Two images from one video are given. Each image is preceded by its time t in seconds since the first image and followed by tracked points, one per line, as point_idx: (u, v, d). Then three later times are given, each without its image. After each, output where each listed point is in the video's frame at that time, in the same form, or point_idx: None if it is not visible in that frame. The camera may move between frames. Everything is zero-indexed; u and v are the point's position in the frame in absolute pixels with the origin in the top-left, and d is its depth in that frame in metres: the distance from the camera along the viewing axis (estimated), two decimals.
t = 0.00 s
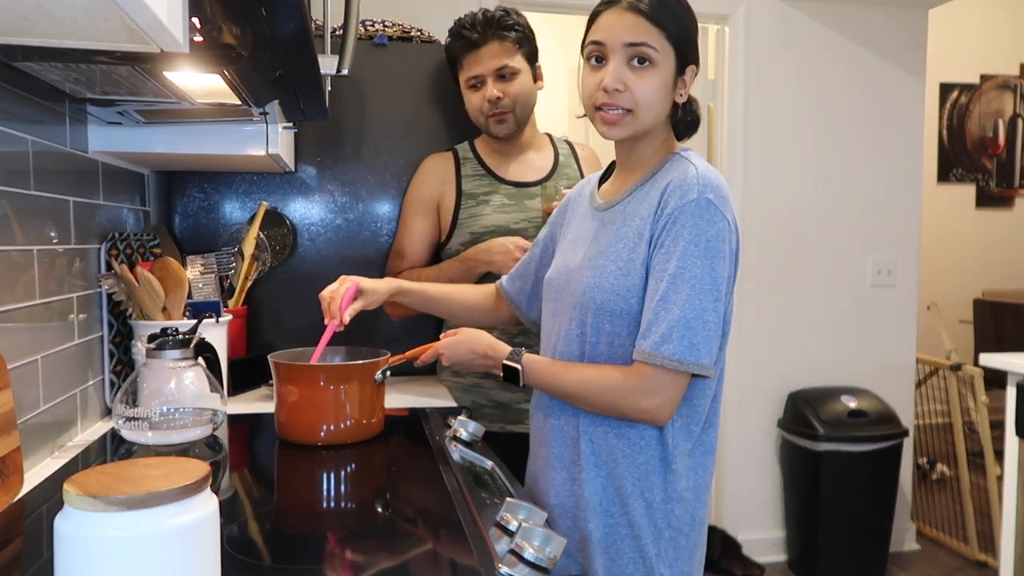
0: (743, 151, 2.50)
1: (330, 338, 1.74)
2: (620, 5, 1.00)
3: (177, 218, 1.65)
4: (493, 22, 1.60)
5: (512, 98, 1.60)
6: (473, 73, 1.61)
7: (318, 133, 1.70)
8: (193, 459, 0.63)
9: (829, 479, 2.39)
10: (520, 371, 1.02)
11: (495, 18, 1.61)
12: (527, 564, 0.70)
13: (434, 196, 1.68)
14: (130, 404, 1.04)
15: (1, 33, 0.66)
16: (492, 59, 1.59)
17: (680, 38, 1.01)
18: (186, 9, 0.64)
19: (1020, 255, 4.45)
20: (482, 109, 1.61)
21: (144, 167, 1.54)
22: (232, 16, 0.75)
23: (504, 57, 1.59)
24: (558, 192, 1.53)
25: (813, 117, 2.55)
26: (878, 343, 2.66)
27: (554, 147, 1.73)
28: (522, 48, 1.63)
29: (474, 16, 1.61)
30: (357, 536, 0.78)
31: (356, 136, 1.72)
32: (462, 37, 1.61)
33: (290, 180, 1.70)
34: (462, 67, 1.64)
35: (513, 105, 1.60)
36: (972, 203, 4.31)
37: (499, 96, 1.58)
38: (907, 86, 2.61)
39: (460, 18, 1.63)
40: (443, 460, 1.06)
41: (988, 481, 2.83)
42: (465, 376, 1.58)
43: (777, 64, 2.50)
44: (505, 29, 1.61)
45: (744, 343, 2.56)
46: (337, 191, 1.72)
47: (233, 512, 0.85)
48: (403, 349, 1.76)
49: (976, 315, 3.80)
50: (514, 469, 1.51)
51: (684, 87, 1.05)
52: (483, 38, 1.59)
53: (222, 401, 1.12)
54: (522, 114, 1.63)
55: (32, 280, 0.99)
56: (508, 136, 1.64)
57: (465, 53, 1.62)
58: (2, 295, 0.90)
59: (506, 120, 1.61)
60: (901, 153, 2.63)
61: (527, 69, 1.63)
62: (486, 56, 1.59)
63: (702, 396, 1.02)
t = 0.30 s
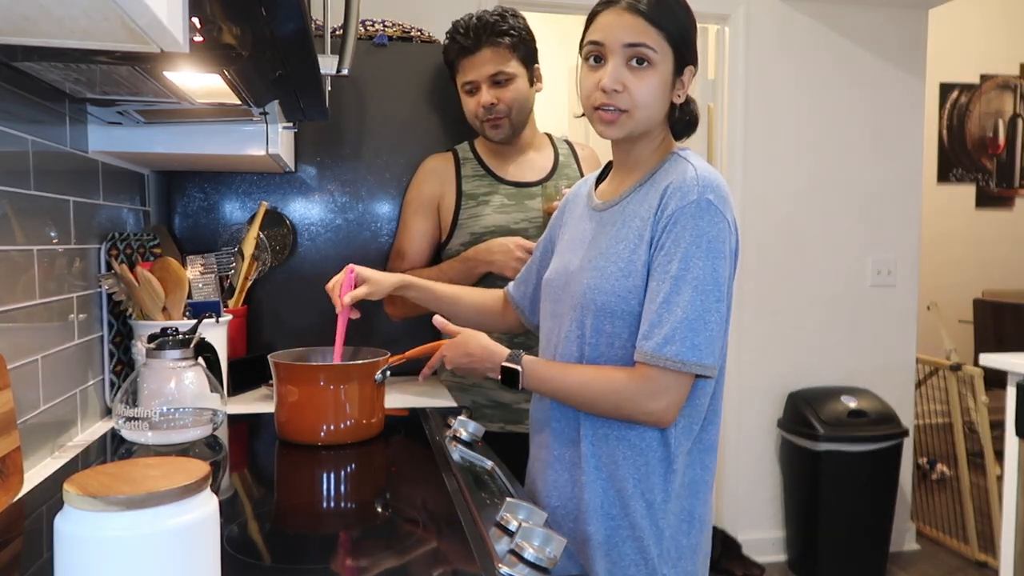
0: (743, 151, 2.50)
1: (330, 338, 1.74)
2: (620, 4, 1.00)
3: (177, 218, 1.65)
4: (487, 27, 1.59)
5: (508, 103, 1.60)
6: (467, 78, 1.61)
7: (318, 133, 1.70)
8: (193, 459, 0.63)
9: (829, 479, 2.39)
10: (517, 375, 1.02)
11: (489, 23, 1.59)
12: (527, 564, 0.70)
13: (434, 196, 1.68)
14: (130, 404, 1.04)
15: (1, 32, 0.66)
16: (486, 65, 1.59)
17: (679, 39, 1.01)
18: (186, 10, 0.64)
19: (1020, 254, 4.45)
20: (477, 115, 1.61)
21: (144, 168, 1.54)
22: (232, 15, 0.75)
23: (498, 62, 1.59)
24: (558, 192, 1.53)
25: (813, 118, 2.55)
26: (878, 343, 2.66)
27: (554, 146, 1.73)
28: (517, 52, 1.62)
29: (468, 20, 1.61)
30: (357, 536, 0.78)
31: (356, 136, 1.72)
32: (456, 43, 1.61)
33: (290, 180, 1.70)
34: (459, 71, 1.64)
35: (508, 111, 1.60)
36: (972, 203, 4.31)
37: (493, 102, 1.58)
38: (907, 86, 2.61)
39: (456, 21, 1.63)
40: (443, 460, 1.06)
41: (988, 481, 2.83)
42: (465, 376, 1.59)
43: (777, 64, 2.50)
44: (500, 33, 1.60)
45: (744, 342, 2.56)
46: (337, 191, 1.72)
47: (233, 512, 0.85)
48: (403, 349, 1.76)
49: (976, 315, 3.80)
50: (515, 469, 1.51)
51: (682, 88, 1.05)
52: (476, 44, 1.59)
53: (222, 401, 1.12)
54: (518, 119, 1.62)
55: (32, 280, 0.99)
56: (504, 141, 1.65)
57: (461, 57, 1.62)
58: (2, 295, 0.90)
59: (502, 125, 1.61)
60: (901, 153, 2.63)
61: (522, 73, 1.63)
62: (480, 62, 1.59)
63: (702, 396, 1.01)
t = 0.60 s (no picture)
0: (744, 152, 2.50)
1: (330, 338, 1.73)
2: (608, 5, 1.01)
3: (177, 218, 1.65)
4: (487, 27, 1.59)
5: (508, 103, 1.60)
6: (468, 78, 1.61)
7: (318, 133, 1.70)
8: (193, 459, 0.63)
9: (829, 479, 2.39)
10: (640, 323, 0.85)
11: (489, 23, 1.59)
12: (527, 564, 0.69)
13: (434, 197, 1.68)
14: (130, 404, 1.04)
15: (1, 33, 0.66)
16: (486, 65, 1.59)
17: (668, 38, 1.01)
18: (187, 10, 0.64)
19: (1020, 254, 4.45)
20: (478, 114, 1.61)
21: (144, 167, 1.54)
22: (232, 15, 0.75)
23: (497, 63, 1.59)
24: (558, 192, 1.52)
25: (813, 118, 2.55)
26: (878, 343, 2.66)
27: (553, 146, 1.73)
28: (517, 52, 1.62)
29: (468, 21, 1.61)
30: (356, 536, 0.78)
31: (356, 136, 1.72)
32: (456, 44, 1.61)
33: (290, 180, 1.70)
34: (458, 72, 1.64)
35: (508, 110, 1.60)
36: (972, 203, 4.31)
37: (493, 102, 1.58)
38: (908, 86, 2.61)
39: (455, 21, 1.62)
40: (443, 460, 1.06)
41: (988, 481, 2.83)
42: (465, 375, 1.59)
43: (777, 65, 2.50)
44: (500, 34, 1.60)
45: (744, 342, 2.56)
46: (337, 191, 1.72)
47: (233, 512, 0.85)
48: (403, 349, 1.76)
49: (976, 315, 3.80)
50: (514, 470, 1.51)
51: (672, 87, 1.05)
52: (477, 44, 1.59)
53: (222, 401, 1.12)
54: (519, 118, 1.62)
55: (32, 280, 0.99)
56: (504, 140, 1.64)
57: (461, 58, 1.62)
58: (2, 295, 0.90)
59: (502, 125, 1.61)
60: (902, 153, 2.63)
61: (522, 73, 1.63)
62: (481, 62, 1.59)
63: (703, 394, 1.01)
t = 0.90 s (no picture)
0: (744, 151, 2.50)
1: (330, 339, 1.73)
2: (606, 4, 1.01)
3: (177, 218, 1.65)
4: (487, 27, 1.59)
5: (509, 103, 1.60)
6: (468, 78, 1.61)
7: (318, 133, 1.70)
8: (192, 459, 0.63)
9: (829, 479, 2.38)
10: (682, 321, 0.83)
11: (489, 23, 1.59)
12: (527, 564, 0.70)
13: (434, 197, 1.68)
14: (130, 404, 1.04)
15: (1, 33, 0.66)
16: (488, 65, 1.59)
17: (667, 39, 1.01)
18: (187, 10, 0.64)
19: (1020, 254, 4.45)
20: (478, 115, 1.61)
21: (144, 167, 1.53)
22: (232, 16, 0.75)
23: (498, 62, 1.59)
24: (558, 193, 1.52)
25: (813, 118, 2.55)
26: (879, 343, 2.66)
27: (554, 146, 1.73)
28: (517, 53, 1.62)
29: (468, 21, 1.61)
30: (355, 537, 0.77)
31: (356, 136, 1.72)
32: (456, 44, 1.61)
33: (290, 180, 1.70)
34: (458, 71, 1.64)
35: (510, 110, 1.60)
36: (972, 204, 4.31)
37: (495, 102, 1.58)
38: (908, 87, 2.61)
39: (455, 22, 1.62)
40: (443, 460, 1.06)
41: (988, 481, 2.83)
42: (465, 375, 1.59)
43: (777, 65, 2.50)
44: (500, 34, 1.60)
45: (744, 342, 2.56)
46: (337, 191, 1.72)
47: (234, 512, 0.85)
48: (403, 349, 1.76)
49: (976, 315, 3.80)
50: (514, 470, 1.51)
51: (670, 86, 1.05)
52: (477, 45, 1.59)
53: (222, 401, 1.12)
54: (521, 118, 1.63)
55: (32, 280, 0.99)
56: (505, 140, 1.64)
57: (462, 58, 1.61)
58: (2, 295, 0.90)
59: (503, 125, 1.61)
60: (902, 153, 2.63)
61: (523, 74, 1.63)
62: (482, 62, 1.59)
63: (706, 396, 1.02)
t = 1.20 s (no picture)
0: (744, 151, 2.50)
1: (330, 339, 1.73)
2: (603, 9, 1.01)
3: (177, 218, 1.65)
4: (488, 27, 1.59)
5: (510, 103, 1.60)
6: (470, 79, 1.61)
7: (318, 134, 1.70)
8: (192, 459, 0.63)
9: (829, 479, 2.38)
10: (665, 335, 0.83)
11: (490, 23, 1.59)
12: (527, 564, 0.70)
13: (434, 197, 1.68)
14: (130, 404, 1.04)
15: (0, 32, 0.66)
16: (489, 66, 1.59)
17: (665, 39, 1.01)
18: (187, 10, 0.64)
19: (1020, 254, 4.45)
20: (479, 115, 1.61)
21: (144, 167, 1.53)
22: (232, 16, 0.75)
23: (500, 63, 1.59)
24: (558, 194, 1.52)
25: (813, 118, 2.55)
26: (878, 343, 2.66)
27: (554, 147, 1.73)
28: (518, 53, 1.62)
29: (468, 23, 1.61)
30: (355, 537, 0.78)
31: (356, 136, 1.72)
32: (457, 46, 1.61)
33: (290, 180, 1.70)
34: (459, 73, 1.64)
35: (511, 110, 1.60)
36: (972, 204, 4.31)
37: (495, 103, 1.58)
38: (908, 87, 2.62)
39: (456, 22, 1.62)
40: (443, 460, 1.06)
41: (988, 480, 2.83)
42: (465, 375, 1.59)
43: (777, 65, 2.50)
44: (501, 35, 1.60)
45: (744, 342, 2.55)
46: (337, 190, 1.72)
47: (233, 512, 0.85)
48: (403, 349, 1.77)
49: (976, 315, 3.80)
50: (514, 469, 1.51)
51: (671, 85, 1.05)
52: (479, 46, 1.59)
53: (222, 401, 1.12)
54: (521, 118, 1.63)
55: (32, 280, 0.99)
56: (506, 140, 1.65)
57: (463, 59, 1.61)
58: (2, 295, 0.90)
59: (504, 125, 1.61)
60: (902, 153, 2.63)
61: (524, 74, 1.63)
62: (483, 63, 1.59)
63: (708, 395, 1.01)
